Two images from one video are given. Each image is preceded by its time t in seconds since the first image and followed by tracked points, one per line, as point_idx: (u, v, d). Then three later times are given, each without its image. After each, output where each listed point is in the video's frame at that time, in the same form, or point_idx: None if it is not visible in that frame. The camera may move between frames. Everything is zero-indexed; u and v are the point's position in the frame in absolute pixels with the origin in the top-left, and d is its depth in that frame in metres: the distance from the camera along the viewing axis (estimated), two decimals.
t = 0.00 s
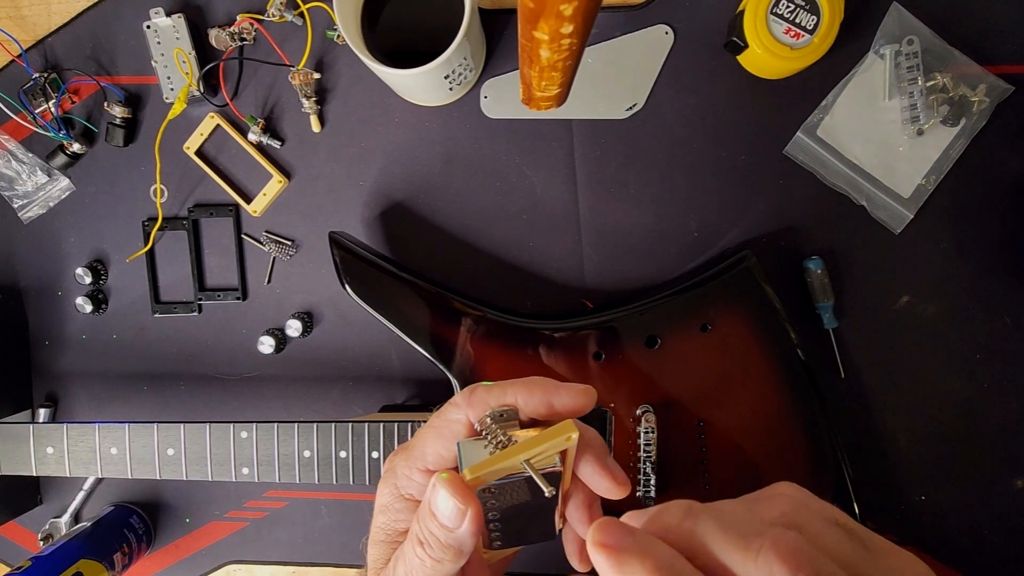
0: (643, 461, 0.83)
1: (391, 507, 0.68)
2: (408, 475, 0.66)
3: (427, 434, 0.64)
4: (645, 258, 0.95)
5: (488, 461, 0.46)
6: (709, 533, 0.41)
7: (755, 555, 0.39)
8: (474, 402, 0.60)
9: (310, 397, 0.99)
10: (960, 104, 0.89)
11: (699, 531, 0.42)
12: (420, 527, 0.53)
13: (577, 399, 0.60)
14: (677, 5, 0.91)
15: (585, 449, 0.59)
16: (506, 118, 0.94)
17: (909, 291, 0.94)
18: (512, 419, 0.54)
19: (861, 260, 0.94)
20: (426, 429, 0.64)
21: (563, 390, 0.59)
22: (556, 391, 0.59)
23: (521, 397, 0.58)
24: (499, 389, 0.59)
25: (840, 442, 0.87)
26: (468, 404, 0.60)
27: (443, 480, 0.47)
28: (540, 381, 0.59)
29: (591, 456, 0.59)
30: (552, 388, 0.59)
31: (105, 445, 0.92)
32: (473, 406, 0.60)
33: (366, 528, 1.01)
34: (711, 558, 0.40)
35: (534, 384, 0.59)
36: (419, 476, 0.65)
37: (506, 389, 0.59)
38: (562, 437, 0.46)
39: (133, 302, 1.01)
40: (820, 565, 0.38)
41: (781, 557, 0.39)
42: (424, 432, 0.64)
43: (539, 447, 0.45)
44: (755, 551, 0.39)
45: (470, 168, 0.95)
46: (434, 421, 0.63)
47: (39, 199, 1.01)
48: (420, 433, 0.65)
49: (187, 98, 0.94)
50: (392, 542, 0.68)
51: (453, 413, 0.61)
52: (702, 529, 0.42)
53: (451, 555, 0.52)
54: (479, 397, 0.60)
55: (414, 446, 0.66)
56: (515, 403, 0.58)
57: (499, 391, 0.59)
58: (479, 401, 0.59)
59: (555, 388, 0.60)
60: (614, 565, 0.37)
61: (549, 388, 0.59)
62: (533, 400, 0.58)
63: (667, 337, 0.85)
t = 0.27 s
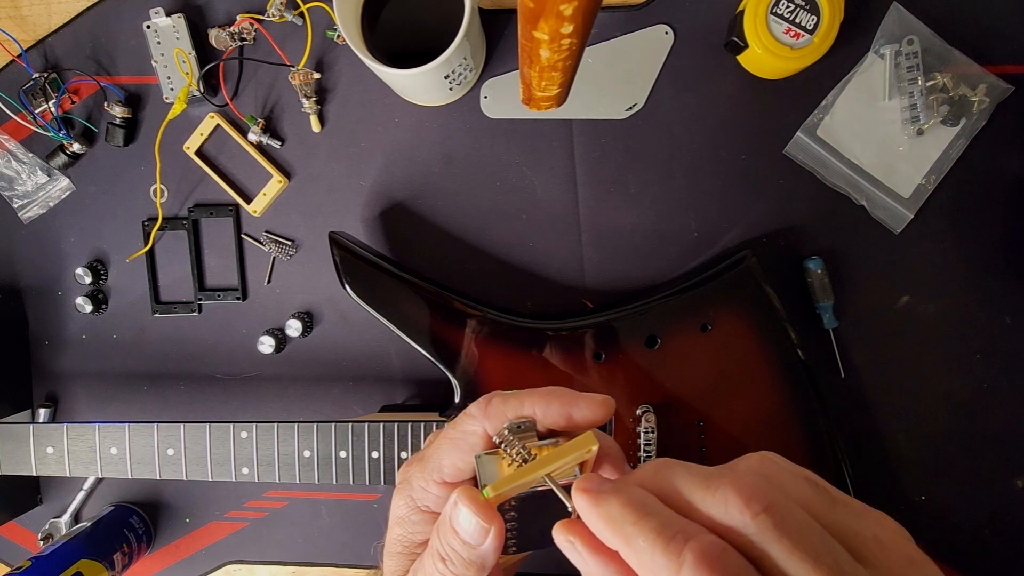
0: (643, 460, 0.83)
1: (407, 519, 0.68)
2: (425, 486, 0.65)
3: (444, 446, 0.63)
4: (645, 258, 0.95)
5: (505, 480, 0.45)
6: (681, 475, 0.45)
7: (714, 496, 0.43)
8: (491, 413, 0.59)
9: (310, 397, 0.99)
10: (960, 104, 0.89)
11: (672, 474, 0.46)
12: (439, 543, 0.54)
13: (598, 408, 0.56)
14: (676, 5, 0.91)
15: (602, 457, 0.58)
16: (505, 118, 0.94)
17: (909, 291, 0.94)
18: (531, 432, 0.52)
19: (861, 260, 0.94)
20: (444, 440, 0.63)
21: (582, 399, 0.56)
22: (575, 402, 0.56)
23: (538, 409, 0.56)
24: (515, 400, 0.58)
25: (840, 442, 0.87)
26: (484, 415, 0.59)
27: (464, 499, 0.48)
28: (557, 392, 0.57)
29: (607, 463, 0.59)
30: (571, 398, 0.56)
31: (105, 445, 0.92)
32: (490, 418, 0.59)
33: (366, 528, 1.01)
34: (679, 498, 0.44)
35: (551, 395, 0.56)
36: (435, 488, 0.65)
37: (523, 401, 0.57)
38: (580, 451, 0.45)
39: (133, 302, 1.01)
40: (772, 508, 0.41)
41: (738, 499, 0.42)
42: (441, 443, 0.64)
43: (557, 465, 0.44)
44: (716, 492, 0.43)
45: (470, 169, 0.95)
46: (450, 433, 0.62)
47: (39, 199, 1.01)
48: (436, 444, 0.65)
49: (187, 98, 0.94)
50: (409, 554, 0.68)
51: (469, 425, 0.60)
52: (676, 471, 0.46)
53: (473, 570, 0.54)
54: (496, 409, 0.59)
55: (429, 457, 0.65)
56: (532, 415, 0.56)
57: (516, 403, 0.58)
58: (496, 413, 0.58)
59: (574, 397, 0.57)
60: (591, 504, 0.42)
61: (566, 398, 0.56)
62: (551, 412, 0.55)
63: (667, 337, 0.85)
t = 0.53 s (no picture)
0: (643, 460, 0.83)
1: (410, 538, 0.66)
2: (426, 508, 0.63)
3: (439, 465, 0.59)
4: (645, 258, 0.95)
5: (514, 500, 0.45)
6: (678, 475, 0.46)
7: (709, 493, 0.43)
8: (487, 428, 0.55)
9: (310, 397, 0.99)
10: (959, 104, 0.89)
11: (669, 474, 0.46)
12: (451, 562, 0.54)
13: (598, 407, 0.54)
14: (676, 5, 0.91)
15: (600, 451, 0.59)
16: (505, 118, 0.94)
17: (909, 291, 0.94)
18: (528, 440, 0.50)
19: (861, 260, 0.94)
20: (437, 458, 0.60)
21: (579, 399, 0.54)
22: (573, 403, 0.54)
23: (535, 415, 0.54)
24: (512, 411, 0.55)
25: (840, 442, 0.87)
26: (480, 430, 0.56)
27: (479, 526, 0.49)
28: (553, 396, 0.54)
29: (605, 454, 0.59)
30: (568, 399, 0.54)
31: (105, 445, 0.92)
32: (487, 434, 0.55)
33: (366, 528, 1.01)
34: (676, 497, 0.45)
35: (547, 401, 0.54)
36: (436, 506, 0.62)
37: (519, 410, 0.54)
38: (579, 450, 0.45)
39: (133, 302, 1.01)
40: (766, 504, 0.41)
41: (733, 495, 0.42)
42: (435, 460, 0.60)
43: (558, 470, 0.45)
44: (712, 489, 0.43)
45: (470, 169, 0.95)
46: (445, 451, 0.59)
47: (39, 199, 1.00)
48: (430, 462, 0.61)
49: (187, 97, 0.94)
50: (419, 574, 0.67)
51: (464, 441, 0.57)
52: (673, 472, 0.46)
53: None
54: (492, 423, 0.55)
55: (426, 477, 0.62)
56: (531, 424, 0.54)
57: (512, 414, 0.55)
58: (492, 427, 0.55)
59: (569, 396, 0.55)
60: (594, 506, 0.42)
61: (563, 399, 0.54)
62: (551, 419, 0.53)
63: (668, 337, 0.85)
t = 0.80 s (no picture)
0: (643, 460, 0.82)
1: (413, 560, 0.65)
2: (428, 530, 0.63)
3: (438, 488, 0.59)
4: (646, 258, 0.95)
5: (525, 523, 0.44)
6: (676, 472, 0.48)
7: (709, 485, 0.45)
8: (482, 447, 0.55)
9: (310, 397, 0.99)
10: (959, 104, 0.89)
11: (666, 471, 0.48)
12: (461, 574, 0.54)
13: (592, 411, 0.52)
14: (676, 5, 0.91)
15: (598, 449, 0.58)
16: (505, 118, 0.94)
17: (909, 291, 0.94)
18: (527, 449, 0.49)
19: (861, 260, 0.94)
20: (435, 479, 0.60)
21: (572, 406, 0.52)
22: (566, 410, 0.51)
23: (529, 427, 0.52)
24: (506, 425, 0.54)
25: (840, 442, 0.87)
26: (475, 449, 0.55)
27: (494, 551, 0.49)
28: (545, 405, 0.52)
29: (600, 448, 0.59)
30: (560, 407, 0.52)
31: (105, 445, 0.92)
32: (483, 453, 0.55)
33: (366, 528, 1.01)
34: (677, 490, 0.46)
35: (540, 412, 0.52)
36: (438, 527, 0.62)
37: (513, 424, 0.53)
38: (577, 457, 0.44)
39: (133, 302, 1.01)
40: (762, 494, 0.44)
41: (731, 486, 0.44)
42: (433, 481, 0.60)
43: (562, 481, 0.44)
44: (710, 481, 0.45)
45: (470, 168, 0.95)
46: (442, 473, 0.59)
47: (39, 199, 1.00)
48: (427, 483, 0.61)
49: (187, 97, 0.94)
50: None
51: (460, 461, 0.57)
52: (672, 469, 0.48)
53: None
54: (487, 442, 0.54)
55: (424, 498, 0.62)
56: (527, 435, 0.52)
57: (506, 429, 0.53)
58: (487, 446, 0.54)
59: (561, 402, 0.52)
60: (601, 507, 0.44)
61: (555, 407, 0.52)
62: (546, 431, 0.51)
63: (667, 337, 0.85)
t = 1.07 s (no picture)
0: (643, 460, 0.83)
1: (413, 559, 0.65)
2: (427, 528, 0.63)
3: (436, 485, 0.60)
4: (646, 258, 0.95)
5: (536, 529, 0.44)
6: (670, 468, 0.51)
7: (704, 474, 0.48)
8: (479, 447, 0.55)
9: (310, 397, 0.99)
10: (959, 104, 0.89)
11: (662, 469, 0.51)
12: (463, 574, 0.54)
13: (590, 423, 0.51)
14: (676, 5, 0.91)
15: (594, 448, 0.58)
16: (505, 118, 0.94)
17: (909, 291, 0.94)
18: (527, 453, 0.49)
19: (861, 260, 0.94)
20: (433, 477, 0.60)
21: (570, 417, 0.51)
22: (563, 421, 0.50)
23: (526, 434, 0.52)
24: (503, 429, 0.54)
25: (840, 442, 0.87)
26: (472, 449, 0.56)
27: (507, 563, 0.48)
28: (543, 418, 0.51)
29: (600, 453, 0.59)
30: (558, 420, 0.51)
31: (105, 445, 0.92)
32: (479, 452, 0.55)
33: (366, 528, 1.01)
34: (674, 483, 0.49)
35: (537, 421, 0.51)
36: (437, 526, 0.62)
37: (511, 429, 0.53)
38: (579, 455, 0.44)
39: (133, 302, 1.01)
40: (756, 476, 0.47)
41: (726, 472, 0.47)
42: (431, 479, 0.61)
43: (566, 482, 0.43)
44: (705, 469, 0.48)
45: (470, 169, 0.95)
46: (440, 471, 0.59)
47: (39, 199, 1.01)
48: (426, 481, 0.61)
49: (187, 97, 0.94)
50: None
51: (458, 460, 0.57)
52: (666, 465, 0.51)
53: None
54: (484, 442, 0.55)
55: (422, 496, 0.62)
56: (524, 441, 0.52)
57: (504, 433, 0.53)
58: (484, 445, 0.55)
59: (560, 415, 0.52)
60: (606, 505, 0.47)
61: (553, 419, 0.51)
62: (544, 441, 0.50)
63: (668, 337, 0.85)
